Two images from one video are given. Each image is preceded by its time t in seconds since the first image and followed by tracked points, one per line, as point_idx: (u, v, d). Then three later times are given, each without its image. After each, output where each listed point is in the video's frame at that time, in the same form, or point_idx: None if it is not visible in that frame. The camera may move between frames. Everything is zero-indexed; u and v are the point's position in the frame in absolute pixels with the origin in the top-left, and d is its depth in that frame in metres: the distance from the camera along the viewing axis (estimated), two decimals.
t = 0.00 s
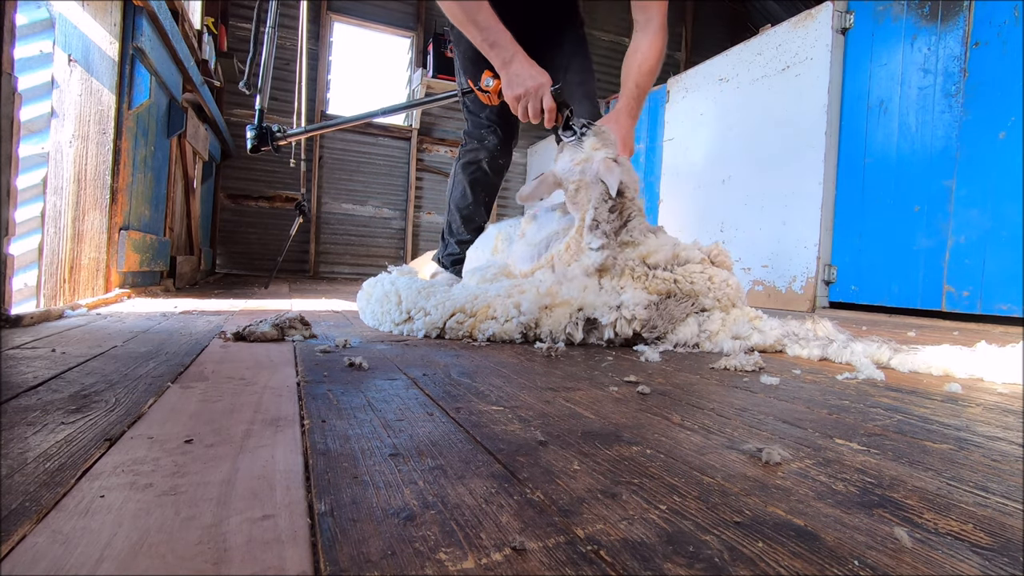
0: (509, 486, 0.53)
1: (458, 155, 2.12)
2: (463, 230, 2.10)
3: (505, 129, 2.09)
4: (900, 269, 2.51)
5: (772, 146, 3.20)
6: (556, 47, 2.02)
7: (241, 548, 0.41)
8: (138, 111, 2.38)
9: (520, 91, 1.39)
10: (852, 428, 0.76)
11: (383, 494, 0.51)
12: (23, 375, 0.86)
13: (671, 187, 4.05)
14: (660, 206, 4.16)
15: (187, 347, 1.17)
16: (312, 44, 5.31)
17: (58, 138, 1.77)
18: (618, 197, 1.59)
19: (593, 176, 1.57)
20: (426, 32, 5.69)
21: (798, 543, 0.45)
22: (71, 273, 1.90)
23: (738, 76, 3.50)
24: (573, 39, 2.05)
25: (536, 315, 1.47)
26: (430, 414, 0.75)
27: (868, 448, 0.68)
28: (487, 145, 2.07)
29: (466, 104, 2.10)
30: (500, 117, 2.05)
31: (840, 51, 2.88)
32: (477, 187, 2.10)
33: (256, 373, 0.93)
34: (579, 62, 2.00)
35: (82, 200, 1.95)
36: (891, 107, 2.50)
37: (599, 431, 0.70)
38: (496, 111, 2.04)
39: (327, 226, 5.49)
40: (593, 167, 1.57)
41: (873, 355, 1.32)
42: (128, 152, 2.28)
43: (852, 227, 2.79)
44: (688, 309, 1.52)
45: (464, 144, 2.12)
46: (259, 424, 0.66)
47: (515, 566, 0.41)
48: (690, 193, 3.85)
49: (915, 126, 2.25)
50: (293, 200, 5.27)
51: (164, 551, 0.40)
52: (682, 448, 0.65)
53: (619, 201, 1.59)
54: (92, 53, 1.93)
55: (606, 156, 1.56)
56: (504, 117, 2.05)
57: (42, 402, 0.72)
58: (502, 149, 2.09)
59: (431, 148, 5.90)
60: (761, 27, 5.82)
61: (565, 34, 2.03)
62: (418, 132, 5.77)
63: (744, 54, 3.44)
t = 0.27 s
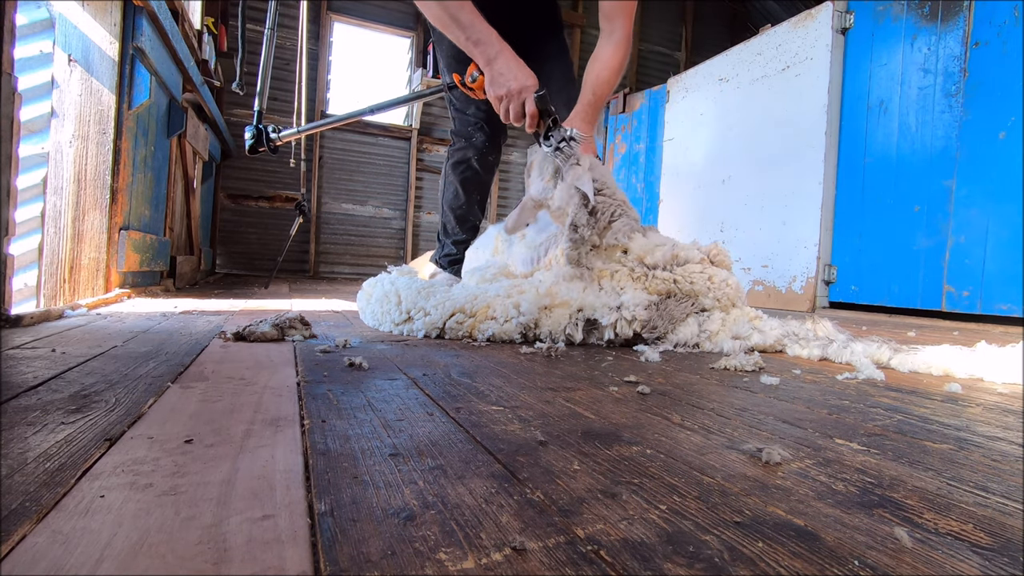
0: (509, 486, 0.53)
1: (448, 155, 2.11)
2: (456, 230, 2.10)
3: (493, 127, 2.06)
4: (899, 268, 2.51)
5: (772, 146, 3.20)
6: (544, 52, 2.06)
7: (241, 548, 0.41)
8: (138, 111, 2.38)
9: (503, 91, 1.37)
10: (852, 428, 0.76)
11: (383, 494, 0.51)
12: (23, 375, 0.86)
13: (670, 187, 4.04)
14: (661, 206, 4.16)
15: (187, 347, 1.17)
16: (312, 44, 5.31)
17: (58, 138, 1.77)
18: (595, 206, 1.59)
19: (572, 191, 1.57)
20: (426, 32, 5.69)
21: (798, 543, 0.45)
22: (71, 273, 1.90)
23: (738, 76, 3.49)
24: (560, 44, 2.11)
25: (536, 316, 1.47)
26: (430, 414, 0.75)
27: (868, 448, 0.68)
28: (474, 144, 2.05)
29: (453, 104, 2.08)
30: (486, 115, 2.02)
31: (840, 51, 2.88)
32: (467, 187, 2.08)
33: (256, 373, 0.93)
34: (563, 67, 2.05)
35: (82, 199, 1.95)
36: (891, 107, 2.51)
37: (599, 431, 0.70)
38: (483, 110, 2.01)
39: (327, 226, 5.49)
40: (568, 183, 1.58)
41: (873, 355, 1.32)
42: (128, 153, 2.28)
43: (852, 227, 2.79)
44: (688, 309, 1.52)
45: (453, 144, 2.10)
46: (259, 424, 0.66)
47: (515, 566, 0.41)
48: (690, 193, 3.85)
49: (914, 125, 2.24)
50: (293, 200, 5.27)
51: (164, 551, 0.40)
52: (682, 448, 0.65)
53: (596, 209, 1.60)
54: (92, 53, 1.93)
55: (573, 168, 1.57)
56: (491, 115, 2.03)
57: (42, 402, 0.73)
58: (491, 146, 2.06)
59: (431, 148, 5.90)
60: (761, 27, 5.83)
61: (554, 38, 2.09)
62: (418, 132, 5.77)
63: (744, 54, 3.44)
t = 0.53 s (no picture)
0: (509, 486, 0.53)
1: (444, 155, 2.09)
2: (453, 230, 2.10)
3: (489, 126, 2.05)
4: (899, 268, 2.51)
5: (773, 146, 3.20)
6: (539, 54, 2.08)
7: (241, 548, 0.41)
8: (138, 111, 2.38)
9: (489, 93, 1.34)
10: (852, 428, 0.76)
11: (383, 493, 0.51)
12: (23, 375, 0.86)
13: (671, 187, 4.04)
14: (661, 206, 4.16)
15: (187, 347, 1.17)
16: (312, 44, 5.31)
17: (58, 138, 1.77)
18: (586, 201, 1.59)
19: (562, 189, 1.59)
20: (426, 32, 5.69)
21: (798, 543, 0.45)
22: (71, 273, 1.90)
23: (738, 76, 3.49)
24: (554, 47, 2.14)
25: (535, 316, 1.47)
26: (430, 414, 0.74)
27: (868, 448, 0.68)
28: (470, 144, 2.04)
29: (448, 105, 2.07)
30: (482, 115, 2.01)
31: (840, 51, 2.88)
32: (464, 187, 2.08)
33: (256, 373, 0.93)
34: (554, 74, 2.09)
35: (82, 199, 1.95)
36: (891, 107, 2.52)
37: (599, 431, 0.70)
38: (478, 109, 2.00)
39: (327, 226, 5.49)
40: (556, 181, 1.59)
41: (873, 355, 1.32)
42: (128, 152, 2.28)
43: (852, 227, 2.79)
44: (688, 309, 1.52)
45: (448, 143, 2.09)
46: (259, 424, 0.66)
47: (515, 566, 0.41)
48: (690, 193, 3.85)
49: (914, 125, 2.24)
50: (293, 200, 5.27)
51: (164, 552, 0.40)
52: (682, 448, 0.65)
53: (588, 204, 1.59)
54: (92, 53, 1.93)
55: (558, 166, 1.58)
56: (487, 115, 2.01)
57: (42, 402, 0.73)
58: (487, 146, 2.05)
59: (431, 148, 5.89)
60: (761, 27, 5.83)
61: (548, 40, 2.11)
62: (418, 132, 5.77)
63: (744, 54, 3.43)
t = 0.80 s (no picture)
0: (509, 486, 0.53)
1: (443, 156, 2.09)
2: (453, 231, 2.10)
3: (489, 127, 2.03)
4: (899, 268, 2.51)
5: (773, 146, 3.20)
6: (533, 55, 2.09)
7: (241, 548, 0.41)
8: (138, 111, 2.38)
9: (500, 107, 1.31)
10: (852, 428, 0.76)
11: (383, 493, 0.51)
12: (23, 375, 0.86)
13: (671, 188, 4.04)
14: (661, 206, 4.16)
15: (187, 347, 1.17)
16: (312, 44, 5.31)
17: (58, 138, 1.76)
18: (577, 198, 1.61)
19: (551, 191, 1.62)
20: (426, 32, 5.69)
21: (798, 543, 0.45)
22: (71, 273, 1.90)
23: (738, 76, 3.49)
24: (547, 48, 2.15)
25: (535, 316, 1.47)
26: (430, 414, 0.74)
27: (868, 448, 0.68)
28: (469, 144, 2.03)
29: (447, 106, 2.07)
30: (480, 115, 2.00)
31: (839, 51, 2.88)
32: (464, 187, 2.07)
33: (256, 373, 0.93)
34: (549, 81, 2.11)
35: (82, 199, 1.95)
36: (890, 107, 2.52)
37: (599, 431, 0.70)
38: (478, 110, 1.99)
39: (327, 226, 5.49)
40: (546, 181, 1.62)
41: (873, 355, 1.32)
42: (128, 152, 2.28)
43: (852, 227, 2.79)
44: (688, 309, 1.52)
45: (447, 144, 2.08)
46: (259, 424, 0.66)
47: (515, 566, 0.41)
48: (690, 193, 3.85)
49: (914, 125, 2.24)
50: (293, 200, 5.27)
51: (164, 551, 0.40)
52: (682, 448, 0.65)
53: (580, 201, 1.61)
54: (91, 53, 1.93)
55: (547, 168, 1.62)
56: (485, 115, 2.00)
57: (42, 402, 0.73)
58: (486, 146, 2.04)
59: (431, 148, 5.89)
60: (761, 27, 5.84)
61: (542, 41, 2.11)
62: (418, 132, 5.77)
63: (744, 53, 3.43)
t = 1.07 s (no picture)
0: (509, 486, 0.53)
1: (445, 157, 2.08)
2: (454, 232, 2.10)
3: (490, 127, 2.03)
4: (899, 268, 2.51)
5: (773, 146, 3.20)
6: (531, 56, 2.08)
7: (241, 548, 0.41)
8: (138, 111, 2.38)
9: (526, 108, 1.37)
10: (852, 428, 0.76)
11: (383, 493, 0.51)
12: (23, 375, 0.86)
13: (670, 188, 4.04)
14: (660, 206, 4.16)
15: (187, 347, 1.17)
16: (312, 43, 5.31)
17: (57, 138, 1.76)
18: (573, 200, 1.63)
19: (545, 197, 1.65)
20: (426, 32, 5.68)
21: (798, 543, 0.45)
22: (71, 273, 1.90)
23: (738, 76, 3.49)
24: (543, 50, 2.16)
25: (535, 315, 1.47)
26: (430, 414, 0.75)
27: (868, 448, 0.68)
28: (471, 145, 2.02)
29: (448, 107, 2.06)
30: (482, 115, 1.99)
31: (840, 51, 2.88)
32: (466, 188, 2.07)
33: (256, 373, 0.93)
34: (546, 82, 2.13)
35: (82, 199, 1.95)
36: (891, 107, 2.53)
37: (599, 431, 0.70)
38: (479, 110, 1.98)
39: (327, 226, 5.49)
40: (540, 186, 1.65)
41: (873, 355, 1.32)
42: (128, 152, 2.28)
43: (851, 227, 2.79)
44: (688, 309, 1.52)
45: (449, 144, 2.07)
46: (259, 424, 0.66)
47: (515, 566, 0.41)
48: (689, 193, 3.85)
49: (914, 125, 2.24)
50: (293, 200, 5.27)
51: (164, 551, 0.40)
52: (682, 448, 0.65)
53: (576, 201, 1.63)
54: (91, 52, 1.93)
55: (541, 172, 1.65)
56: (487, 115, 1.99)
57: (42, 402, 0.73)
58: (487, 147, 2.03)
59: (431, 148, 5.89)
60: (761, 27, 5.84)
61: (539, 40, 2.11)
62: (418, 132, 5.77)
63: (744, 54, 3.43)
